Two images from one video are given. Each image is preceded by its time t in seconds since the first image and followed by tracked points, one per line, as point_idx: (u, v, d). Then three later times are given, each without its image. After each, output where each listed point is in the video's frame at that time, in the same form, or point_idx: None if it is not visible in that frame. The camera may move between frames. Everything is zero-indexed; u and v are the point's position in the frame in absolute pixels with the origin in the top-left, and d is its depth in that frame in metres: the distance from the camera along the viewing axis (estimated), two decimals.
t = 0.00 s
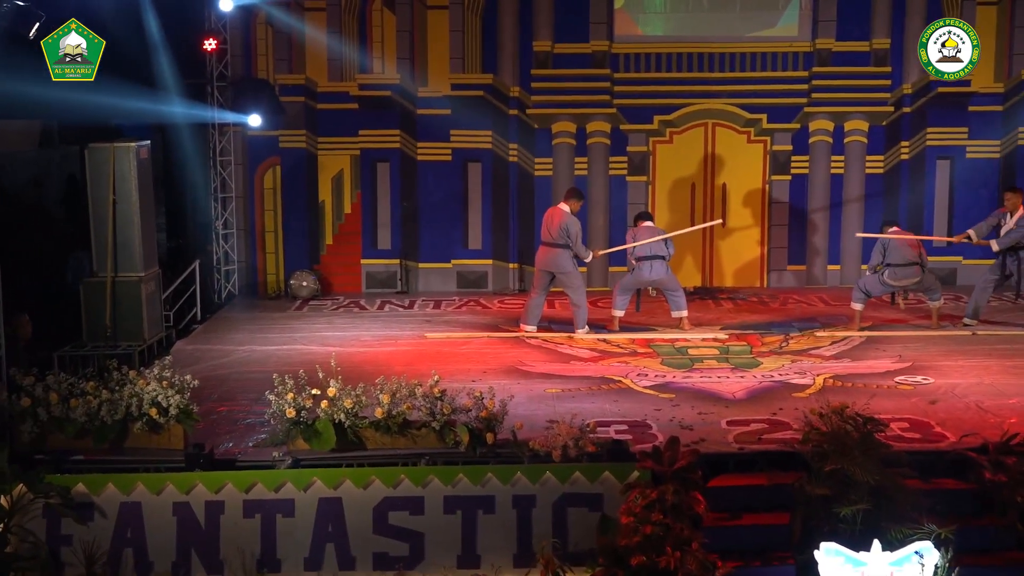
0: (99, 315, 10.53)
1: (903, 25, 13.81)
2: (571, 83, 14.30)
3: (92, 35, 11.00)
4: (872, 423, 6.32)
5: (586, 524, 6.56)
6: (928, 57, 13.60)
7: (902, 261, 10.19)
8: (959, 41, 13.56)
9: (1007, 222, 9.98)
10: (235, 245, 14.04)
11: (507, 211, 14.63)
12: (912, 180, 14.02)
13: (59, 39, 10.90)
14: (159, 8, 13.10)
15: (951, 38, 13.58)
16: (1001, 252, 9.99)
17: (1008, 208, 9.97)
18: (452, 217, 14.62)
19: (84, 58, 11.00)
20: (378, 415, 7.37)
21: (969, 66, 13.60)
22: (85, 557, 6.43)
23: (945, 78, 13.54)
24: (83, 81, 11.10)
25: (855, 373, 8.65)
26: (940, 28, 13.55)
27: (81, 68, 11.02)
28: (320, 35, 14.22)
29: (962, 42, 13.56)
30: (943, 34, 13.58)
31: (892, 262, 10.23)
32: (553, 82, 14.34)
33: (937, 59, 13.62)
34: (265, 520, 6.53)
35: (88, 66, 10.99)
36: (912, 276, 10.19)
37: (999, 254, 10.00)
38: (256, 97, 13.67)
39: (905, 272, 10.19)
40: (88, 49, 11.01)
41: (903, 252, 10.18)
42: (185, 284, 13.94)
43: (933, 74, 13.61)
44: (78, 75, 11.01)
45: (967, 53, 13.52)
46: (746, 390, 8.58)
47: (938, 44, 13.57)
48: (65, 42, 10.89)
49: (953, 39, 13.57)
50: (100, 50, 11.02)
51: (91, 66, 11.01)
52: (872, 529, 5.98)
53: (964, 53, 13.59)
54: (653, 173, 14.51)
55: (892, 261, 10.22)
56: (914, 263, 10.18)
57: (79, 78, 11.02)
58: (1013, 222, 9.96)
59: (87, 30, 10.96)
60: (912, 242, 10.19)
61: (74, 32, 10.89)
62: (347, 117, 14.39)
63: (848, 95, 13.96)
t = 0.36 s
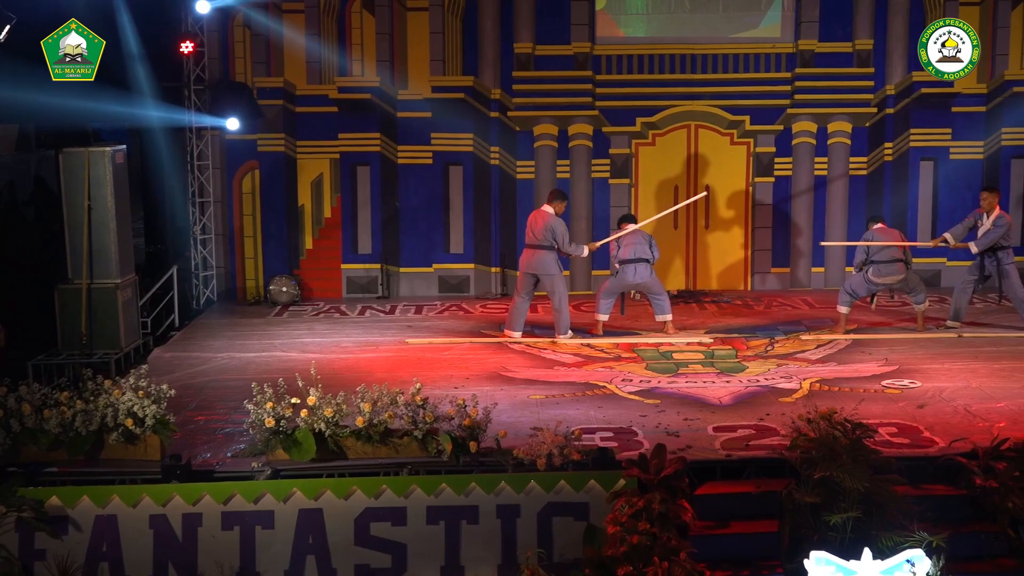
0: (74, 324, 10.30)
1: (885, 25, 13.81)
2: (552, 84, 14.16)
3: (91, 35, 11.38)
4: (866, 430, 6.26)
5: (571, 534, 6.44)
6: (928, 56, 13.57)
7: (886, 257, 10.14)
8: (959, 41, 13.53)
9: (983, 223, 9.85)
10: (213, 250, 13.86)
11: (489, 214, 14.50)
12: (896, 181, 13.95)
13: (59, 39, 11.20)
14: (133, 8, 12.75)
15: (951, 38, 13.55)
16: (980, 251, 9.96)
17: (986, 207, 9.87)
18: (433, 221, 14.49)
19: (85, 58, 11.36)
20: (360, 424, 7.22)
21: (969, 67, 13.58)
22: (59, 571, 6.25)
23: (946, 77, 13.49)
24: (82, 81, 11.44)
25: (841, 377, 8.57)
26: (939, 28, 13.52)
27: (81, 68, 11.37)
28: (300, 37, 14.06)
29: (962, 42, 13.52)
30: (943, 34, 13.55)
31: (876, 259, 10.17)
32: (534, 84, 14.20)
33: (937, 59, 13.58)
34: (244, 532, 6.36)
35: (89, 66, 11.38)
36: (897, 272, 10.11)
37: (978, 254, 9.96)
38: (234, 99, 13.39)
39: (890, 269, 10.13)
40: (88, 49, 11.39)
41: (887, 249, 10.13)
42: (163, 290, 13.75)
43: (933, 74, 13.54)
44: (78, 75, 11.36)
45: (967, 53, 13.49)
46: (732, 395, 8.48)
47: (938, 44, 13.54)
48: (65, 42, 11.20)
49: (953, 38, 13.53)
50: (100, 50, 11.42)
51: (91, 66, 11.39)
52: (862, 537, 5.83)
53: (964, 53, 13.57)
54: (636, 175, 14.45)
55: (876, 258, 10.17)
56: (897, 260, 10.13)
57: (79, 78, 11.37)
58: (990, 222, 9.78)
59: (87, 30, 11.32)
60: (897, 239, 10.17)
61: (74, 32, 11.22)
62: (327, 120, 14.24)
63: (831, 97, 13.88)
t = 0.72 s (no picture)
0: (43, 332, 10.06)
1: (863, 25, 13.77)
2: (529, 86, 14.05)
3: (91, 36, 11.65)
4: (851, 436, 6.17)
5: (553, 543, 6.32)
6: (928, 57, 13.42)
7: (865, 258, 10.10)
8: (959, 41, 13.39)
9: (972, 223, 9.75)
10: (186, 256, 13.63)
11: (466, 217, 14.36)
12: (874, 182, 13.91)
13: (60, 39, 11.48)
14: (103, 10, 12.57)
15: (951, 38, 13.40)
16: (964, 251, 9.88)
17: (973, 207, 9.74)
18: (409, 224, 14.33)
19: (84, 58, 11.60)
20: (336, 433, 7.05)
21: (969, 66, 13.46)
22: None
23: (945, 77, 13.40)
24: (82, 81, 11.68)
25: (823, 380, 8.50)
26: (940, 28, 13.36)
27: (81, 68, 11.62)
28: (272, 39, 13.84)
29: (962, 42, 13.39)
30: (943, 34, 13.38)
31: (855, 260, 10.13)
32: (511, 86, 14.09)
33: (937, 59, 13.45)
34: (218, 545, 6.19)
35: (88, 66, 11.60)
36: (876, 273, 10.09)
37: (963, 254, 9.86)
38: (205, 104, 13.14)
39: (869, 270, 10.09)
40: (88, 49, 11.62)
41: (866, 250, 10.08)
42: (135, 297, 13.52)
43: (933, 74, 13.45)
44: (78, 75, 11.58)
45: (967, 53, 13.35)
46: (714, 399, 8.40)
47: (938, 44, 13.38)
48: (65, 42, 11.48)
49: (953, 38, 13.39)
50: (99, 50, 11.67)
51: (90, 66, 11.63)
52: (848, 544, 5.77)
53: (964, 53, 13.42)
54: (613, 177, 14.35)
55: (855, 259, 10.13)
56: (877, 261, 10.08)
57: (79, 77, 11.59)
58: (977, 222, 9.72)
59: (86, 30, 11.61)
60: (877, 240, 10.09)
61: (74, 32, 11.51)
62: (300, 122, 14.00)
63: (809, 96, 13.87)
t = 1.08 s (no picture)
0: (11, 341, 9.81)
1: (841, 26, 13.69)
2: (506, 88, 13.93)
3: (92, 35, 11.46)
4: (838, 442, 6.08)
5: (535, 553, 6.19)
6: (928, 56, 13.47)
7: (847, 261, 10.05)
8: (959, 41, 13.47)
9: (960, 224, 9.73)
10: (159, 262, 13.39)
11: (443, 220, 14.23)
12: (853, 183, 13.90)
13: (60, 39, 11.40)
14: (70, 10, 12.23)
15: (951, 37, 13.47)
16: (949, 251, 9.85)
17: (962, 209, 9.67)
18: (385, 227, 14.16)
19: (84, 58, 11.46)
20: (313, 444, 6.90)
21: (969, 66, 13.56)
22: None
23: (946, 78, 13.50)
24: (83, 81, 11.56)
25: (806, 384, 8.44)
26: (940, 28, 13.39)
27: (81, 68, 11.47)
28: (244, 40, 13.61)
29: (962, 42, 13.46)
30: (943, 34, 13.44)
31: (836, 263, 10.09)
32: (486, 87, 13.96)
33: (937, 59, 13.52)
34: (193, 560, 6.03)
35: (88, 66, 11.46)
36: (858, 276, 10.03)
37: (947, 254, 9.84)
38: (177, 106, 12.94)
39: (850, 273, 10.04)
40: (88, 49, 11.48)
41: (847, 253, 10.04)
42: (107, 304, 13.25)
43: (933, 74, 13.55)
44: (78, 75, 11.47)
45: (967, 53, 13.43)
46: (696, 405, 8.32)
47: (938, 44, 13.44)
48: (66, 42, 11.38)
49: (953, 38, 13.46)
50: (100, 50, 11.48)
51: (91, 66, 11.47)
52: (836, 553, 5.68)
53: (964, 53, 13.51)
54: (591, 180, 14.25)
55: (837, 263, 10.07)
56: (858, 264, 10.05)
57: (79, 77, 11.47)
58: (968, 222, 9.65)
59: (86, 30, 11.44)
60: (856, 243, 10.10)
61: (74, 32, 11.39)
62: (274, 126, 13.82)
63: (787, 98, 13.78)
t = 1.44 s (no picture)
0: None
1: (819, 33, 13.66)
2: (483, 91, 13.81)
3: (91, 35, 11.69)
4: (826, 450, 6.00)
5: (518, 566, 6.07)
6: (928, 57, 13.21)
7: (828, 264, 10.03)
8: (959, 41, 13.16)
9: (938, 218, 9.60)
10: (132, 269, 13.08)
11: (419, 225, 14.07)
12: (832, 186, 13.84)
13: (59, 39, 11.53)
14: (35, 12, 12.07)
15: (951, 37, 13.17)
16: (928, 246, 9.71)
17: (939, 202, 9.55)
18: (361, 231, 13.98)
19: (84, 58, 11.67)
20: (290, 456, 6.72)
21: (969, 66, 13.23)
22: None
23: (945, 78, 13.19)
24: (82, 80, 11.76)
25: (789, 390, 8.39)
26: (940, 28, 13.11)
27: (81, 68, 11.70)
28: (217, 45, 13.47)
29: (962, 42, 13.17)
30: (943, 34, 13.16)
31: (819, 266, 10.04)
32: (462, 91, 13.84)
33: (937, 59, 13.24)
34: None
35: (88, 66, 11.67)
36: (839, 279, 9.99)
37: (926, 250, 9.71)
38: (149, 112, 12.96)
39: (831, 276, 10.01)
40: (88, 49, 11.69)
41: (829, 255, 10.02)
42: (78, 312, 12.96)
43: (933, 74, 13.26)
44: (78, 75, 11.66)
45: (968, 53, 13.14)
46: (678, 412, 8.27)
47: (938, 44, 13.17)
48: (65, 43, 11.54)
49: (953, 38, 13.16)
50: (99, 50, 11.71)
51: (90, 66, 11.70)
52: (825, 564, 5.61)
53: (964, 53, 13.22)
54: (569, 184, 14.14)
55: (818, 266, 10.03)
56: (839, 267, 10.03)
57: (79, 77, 11.68)
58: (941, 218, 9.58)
59: (86, 31, 11.66)
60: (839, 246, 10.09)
61: (74, 32, 11.56)
62: (247, 131, 13.64)
63: (764, 100, 13.70)
